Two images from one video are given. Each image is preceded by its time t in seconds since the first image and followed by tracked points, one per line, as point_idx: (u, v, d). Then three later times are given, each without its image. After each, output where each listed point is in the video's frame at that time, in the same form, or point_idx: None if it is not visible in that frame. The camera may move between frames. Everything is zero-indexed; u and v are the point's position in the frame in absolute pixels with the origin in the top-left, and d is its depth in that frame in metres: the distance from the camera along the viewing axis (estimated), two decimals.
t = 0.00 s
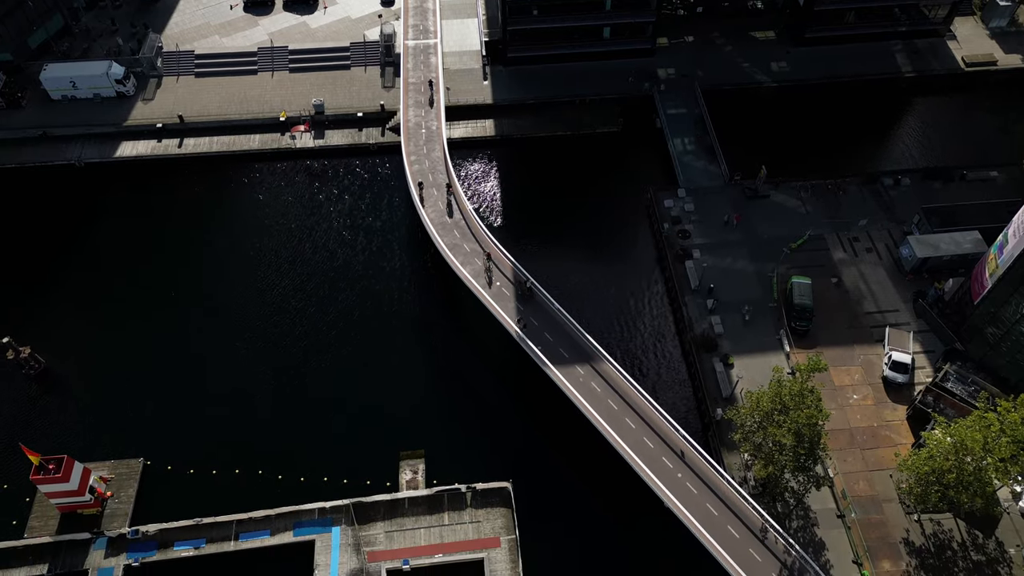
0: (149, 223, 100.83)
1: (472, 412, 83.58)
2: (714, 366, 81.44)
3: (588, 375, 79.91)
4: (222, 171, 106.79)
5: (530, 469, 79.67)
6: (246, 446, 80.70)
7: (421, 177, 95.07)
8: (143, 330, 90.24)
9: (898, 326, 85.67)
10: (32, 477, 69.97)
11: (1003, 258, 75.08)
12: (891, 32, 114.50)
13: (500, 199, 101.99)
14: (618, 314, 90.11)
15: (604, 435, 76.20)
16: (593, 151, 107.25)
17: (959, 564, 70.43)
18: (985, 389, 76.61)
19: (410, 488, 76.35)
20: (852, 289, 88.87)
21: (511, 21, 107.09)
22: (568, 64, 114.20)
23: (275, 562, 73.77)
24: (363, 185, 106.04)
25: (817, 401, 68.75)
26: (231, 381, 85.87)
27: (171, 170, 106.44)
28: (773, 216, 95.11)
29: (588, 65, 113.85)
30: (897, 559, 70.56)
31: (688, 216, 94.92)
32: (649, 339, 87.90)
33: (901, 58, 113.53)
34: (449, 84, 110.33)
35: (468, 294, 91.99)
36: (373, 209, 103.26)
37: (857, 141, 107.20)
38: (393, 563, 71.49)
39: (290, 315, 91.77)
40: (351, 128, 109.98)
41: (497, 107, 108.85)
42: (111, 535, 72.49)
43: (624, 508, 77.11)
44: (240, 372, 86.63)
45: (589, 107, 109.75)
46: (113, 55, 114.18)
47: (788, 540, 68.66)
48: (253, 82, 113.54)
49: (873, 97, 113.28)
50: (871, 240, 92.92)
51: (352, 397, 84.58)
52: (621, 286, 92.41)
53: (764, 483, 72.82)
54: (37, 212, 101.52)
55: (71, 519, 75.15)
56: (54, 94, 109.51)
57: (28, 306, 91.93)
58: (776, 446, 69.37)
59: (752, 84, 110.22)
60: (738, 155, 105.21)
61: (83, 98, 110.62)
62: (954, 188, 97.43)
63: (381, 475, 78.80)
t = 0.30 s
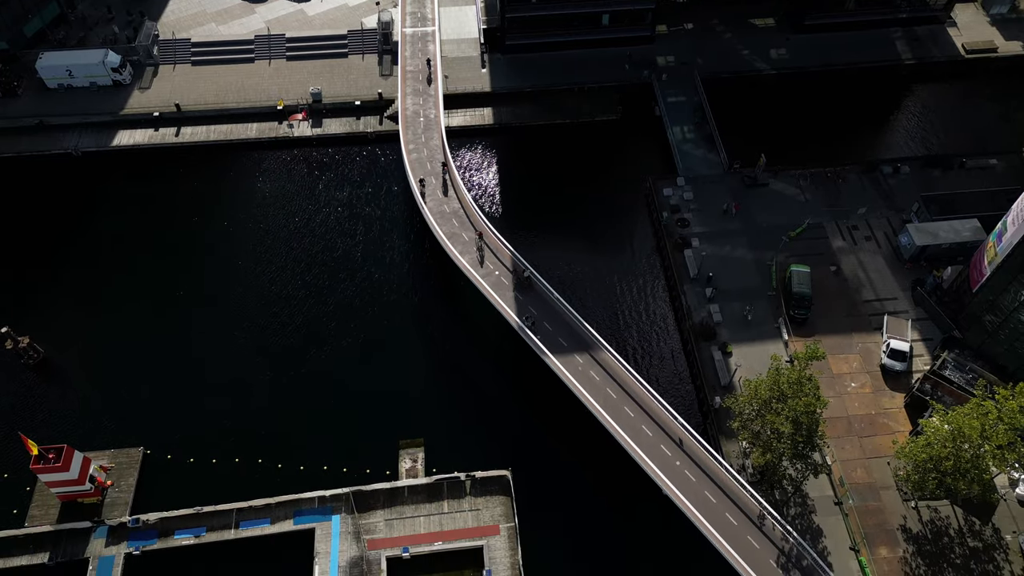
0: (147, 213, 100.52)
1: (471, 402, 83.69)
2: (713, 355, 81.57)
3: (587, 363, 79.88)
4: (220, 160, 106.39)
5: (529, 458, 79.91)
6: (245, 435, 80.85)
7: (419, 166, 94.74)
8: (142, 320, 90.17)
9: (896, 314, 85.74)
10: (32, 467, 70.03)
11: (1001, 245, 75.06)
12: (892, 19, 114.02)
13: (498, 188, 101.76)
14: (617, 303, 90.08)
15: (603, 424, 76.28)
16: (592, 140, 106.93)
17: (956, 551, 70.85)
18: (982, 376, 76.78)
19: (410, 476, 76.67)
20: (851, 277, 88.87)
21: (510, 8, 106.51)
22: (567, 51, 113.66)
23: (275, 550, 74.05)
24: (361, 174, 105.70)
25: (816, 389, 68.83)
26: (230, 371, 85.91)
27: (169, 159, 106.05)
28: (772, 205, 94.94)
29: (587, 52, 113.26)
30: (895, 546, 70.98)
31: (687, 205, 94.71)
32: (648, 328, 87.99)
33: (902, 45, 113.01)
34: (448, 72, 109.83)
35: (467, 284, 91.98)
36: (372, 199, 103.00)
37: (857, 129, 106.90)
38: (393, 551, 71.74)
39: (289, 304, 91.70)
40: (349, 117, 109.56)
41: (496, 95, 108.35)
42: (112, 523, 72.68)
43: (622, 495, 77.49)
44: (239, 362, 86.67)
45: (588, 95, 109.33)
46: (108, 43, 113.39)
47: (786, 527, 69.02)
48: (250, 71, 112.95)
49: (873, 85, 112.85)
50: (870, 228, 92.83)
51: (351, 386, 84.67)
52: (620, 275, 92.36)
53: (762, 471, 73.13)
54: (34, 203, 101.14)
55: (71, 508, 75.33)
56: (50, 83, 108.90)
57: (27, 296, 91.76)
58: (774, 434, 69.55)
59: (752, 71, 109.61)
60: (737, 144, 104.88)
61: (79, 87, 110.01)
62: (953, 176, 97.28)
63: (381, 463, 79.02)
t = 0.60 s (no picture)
0: (143, 204, 100.06)
1: (468, 391, 83.76)
2: (710, 343, 81.72)
3: (585, 352, 79.89)
4: (215, 151, 105.88)
5: (527, 446, 80.15)
6: (244, 426, 80.92)
7: (416, 156, 94.30)
8: (140, 312, 89.99)
9: (892, 302, 85.89)
10: (30, 459, 69.84)
11: (998, 232, 75.11)
12: (889, 6, 113.65)
13: (495, 177, 101.46)
14: (614, 292, 90.12)
15: (601, 412, 76.45)
16: (589, 128, 106.58)
17: (951, 536, 71.39)
18: (979, 363, 77.02)
19: (409, 466, 76.86)
20: (848, 265, 88.94)
21: None
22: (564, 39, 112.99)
23: (275, 540, 74.30)
24: (358, 164, 105.31)
25: (812, 376, 69.01)
26: (229, 362, 85.90)
27: (164, 150, 105.50)
28: (769, 193, 94.83)
29: (584, 40, 112.59)
30: (891, 532, 71.54)
31: (684, 193, 94.50)
32: (646, 316, 88.10)
33: (900, 31, 112.58)
34: (444, 61, 109.20)
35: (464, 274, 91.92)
36: (368, 189, 102.65)
37: (854, 117, 106.58)
38: (393, 540, 72.03)
39: (286, 295, 91.56)
40: (344, 106, 108.95)
41: (492, 84, 107.81)
42: (111, 515, 72.85)
43: (620, 483, 77.90)
44: (237, 353, 86.60)
45: (585, 83, 108.85)
46: (101, 32, 112.45)
47: (783, 514, 69.44)
48: (244, 60, 112.12)
49: (871, 72, 112.44)
50: (867, 215, 92.79)
51: (349, 376, 84.68)
52: (617, 264, 92.30)
53: (760, 458, 73.47)
54: (29, 194, 100.61)
55: (70, 499, 75.33)
56: (43, 73, 108.04)
57: (23, 288, 91.42)
58: (771, 421, 69.79)
59: (749, 58, 109.08)
60: (734, 131, 104.55)
61: (72, 78, 109.20)
62: (951, 163, 97.19)
63: (380, 453, 79.20)
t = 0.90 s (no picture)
0: (137, 196, 99.54)
1: (465, 381, 83.83)
2: (706, 331, 81.85)
3: (581, 341, 79.92)
4: (208, 142, 105.29)
5: (524, 435, 80.37)
6: (241, 417, 80.94)
7: (410, 145, 93.87)
8: (134, 304, 89.70)
9: (887, 288, 86.08)
10: (27, 452, 69.71)
11: (992, 218, 75.29)
12: None
13: (490, 166, 101.13)
14: (610, 281, 90.09)
15: (598, 400, 76.62)
16: (584, 116, 106.26)
17: (946, 520, 71.97)
18: (974, 348, 77.28)
19: (406, 455, 76.96)
20: (843, 251, 89.06)
21: None
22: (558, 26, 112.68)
23: (274, 531, 74.53)
24: (352, 154, 104.85)
25: (808, 362, 69.25)
26: (224, 354, 85.77)
27: (156, 141, 104.82)
28: (764, 180, 94.79)
29: (578, 27, 112.31)
30: (886, 516, 72.13)
31: (680, 180, 94.41)
32: (642, 305, 88.14)
33: (894, 17, 112.65)
34: (437, 49, 108.54)
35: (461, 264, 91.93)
36: (363, 179, 102.28)
37: (849, 103, 106.41)
38: (391, 529, 72.27)
39: (281, 286, 91.34)
40: (337, 96, 108.37)
41: (486, 72, 107.52)
42: (110, 507, 72.89)
43: (617, 471, 78.29)
44: (233, 345, 86.45)
45: (579, 71, 108.44)
46: (91, 23, 111.46)
47: (779, 499, 69.92)
48: (236, 50, 111.28)
49: (866, 57, 112.34)
50: (862, 202, 92.84)
51: (345, 367, 84.68)
52: (613, 252, 92.25)
53: (756, 444, 73.79)
54: (22, 187, 99.98)
55: (68, 493, 75.29)
56: (34, 65, 107.21)
57: (17, 282, 91.01)
58: (767, 408, 70.01)
59: (744, 45, 109.09)
60: (729, 118, 104.19)
61: (63, 69, 108.36)
62: (945, 148, 97.24)
63: (377, 443, 79.31)
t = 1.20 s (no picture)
0: (126, 191, 98.71)
1: (458, 371, 83.91)
2: (698, 317, 82.12)
3: (574, 330, 79.99)
4: (197, 135, 104.50)
5: (519, 424, 80.60)
6: (235, 411, 80.81)
7: (400, 136, 93.35)
8: (126, 300, 89.19)
9: (878, 271, 86.55)
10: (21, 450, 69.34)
11: (982, 200, 75.70)
12: None
13: (481, 155, 100.90)
14: (603, 269, 90.16)
15: (591, 388, 76.84)
16: (574, 104, 105.90)
17: (937, 501, 72.84)
18: (963, 330, 77.91)
19: (401, 446, 77.00)
20: (834, 236, 89.39)
21: None
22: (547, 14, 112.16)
23: (272, 524, 74.66)
24: (342, 146, 104.30)
25: (800, 346, 69.65)
26: (217, 348, 85.51)
27: (143, 135, 103.90)
28: (754, 165, 94.89)
29: (568, 14, 111.88)
30: (878, 498, 72.93)
31: (670, 167, 94.44)
32: (635, 293, 88.29)
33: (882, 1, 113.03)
34: (426, 38, 107.95)
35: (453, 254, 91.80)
36: (354, 170, 101.77)
37: (838, 87, 106.49)
38: (388, 520, 72.50)
39: (273, 279, 90.99)
40: (326, 87, 107.68)
41: (475, 61, 107.05)
42: (105, 504, 72.74)
43: (612, 458, 78.78)
44: (226, 339, 86.18)
45: (568, 58, 108.11)
46: (75, 16, 109.97)
47: (773, 483, 70.52)
48: (223, 41, 110.19)
49: (854, 41, 112.46)
50: (852, 186, 93.15)
51: (339, 359, 84.59)
52: (605, 240, 92.31)
53: (749, 429, 74.26)
54: (9, 183, 98.96)
55: (63, 490, 75.03)
56: (18, 59, 105.90)
57: (6, 279, 90.27)
58: (760, 393, 70.34)
59: (733, 30, 108.95)
60: (719, 104, 104.09)
61: (48, 63, 107.05)
62: (935, 131, 97.59)
63: (372, 435, 79.40)
